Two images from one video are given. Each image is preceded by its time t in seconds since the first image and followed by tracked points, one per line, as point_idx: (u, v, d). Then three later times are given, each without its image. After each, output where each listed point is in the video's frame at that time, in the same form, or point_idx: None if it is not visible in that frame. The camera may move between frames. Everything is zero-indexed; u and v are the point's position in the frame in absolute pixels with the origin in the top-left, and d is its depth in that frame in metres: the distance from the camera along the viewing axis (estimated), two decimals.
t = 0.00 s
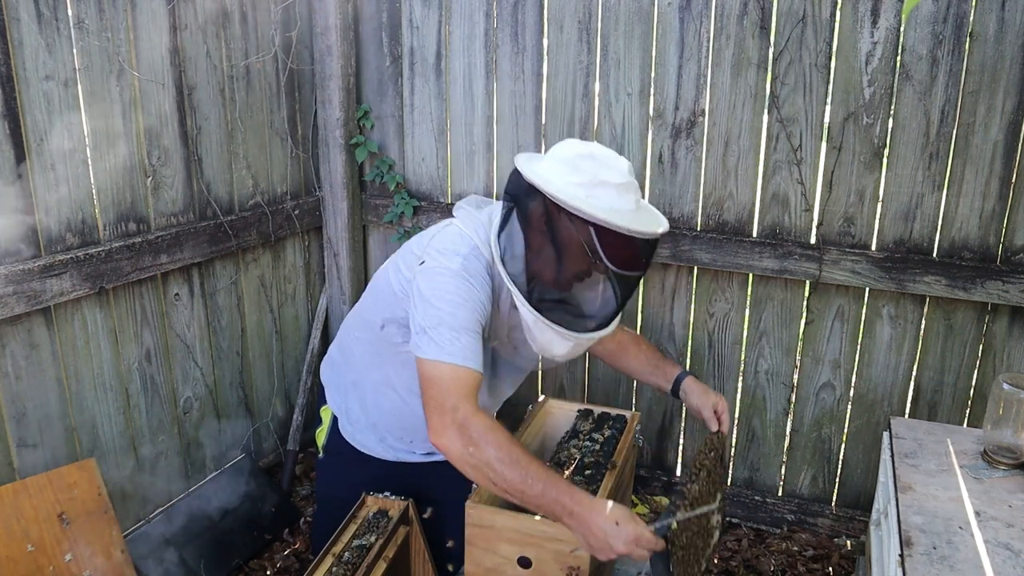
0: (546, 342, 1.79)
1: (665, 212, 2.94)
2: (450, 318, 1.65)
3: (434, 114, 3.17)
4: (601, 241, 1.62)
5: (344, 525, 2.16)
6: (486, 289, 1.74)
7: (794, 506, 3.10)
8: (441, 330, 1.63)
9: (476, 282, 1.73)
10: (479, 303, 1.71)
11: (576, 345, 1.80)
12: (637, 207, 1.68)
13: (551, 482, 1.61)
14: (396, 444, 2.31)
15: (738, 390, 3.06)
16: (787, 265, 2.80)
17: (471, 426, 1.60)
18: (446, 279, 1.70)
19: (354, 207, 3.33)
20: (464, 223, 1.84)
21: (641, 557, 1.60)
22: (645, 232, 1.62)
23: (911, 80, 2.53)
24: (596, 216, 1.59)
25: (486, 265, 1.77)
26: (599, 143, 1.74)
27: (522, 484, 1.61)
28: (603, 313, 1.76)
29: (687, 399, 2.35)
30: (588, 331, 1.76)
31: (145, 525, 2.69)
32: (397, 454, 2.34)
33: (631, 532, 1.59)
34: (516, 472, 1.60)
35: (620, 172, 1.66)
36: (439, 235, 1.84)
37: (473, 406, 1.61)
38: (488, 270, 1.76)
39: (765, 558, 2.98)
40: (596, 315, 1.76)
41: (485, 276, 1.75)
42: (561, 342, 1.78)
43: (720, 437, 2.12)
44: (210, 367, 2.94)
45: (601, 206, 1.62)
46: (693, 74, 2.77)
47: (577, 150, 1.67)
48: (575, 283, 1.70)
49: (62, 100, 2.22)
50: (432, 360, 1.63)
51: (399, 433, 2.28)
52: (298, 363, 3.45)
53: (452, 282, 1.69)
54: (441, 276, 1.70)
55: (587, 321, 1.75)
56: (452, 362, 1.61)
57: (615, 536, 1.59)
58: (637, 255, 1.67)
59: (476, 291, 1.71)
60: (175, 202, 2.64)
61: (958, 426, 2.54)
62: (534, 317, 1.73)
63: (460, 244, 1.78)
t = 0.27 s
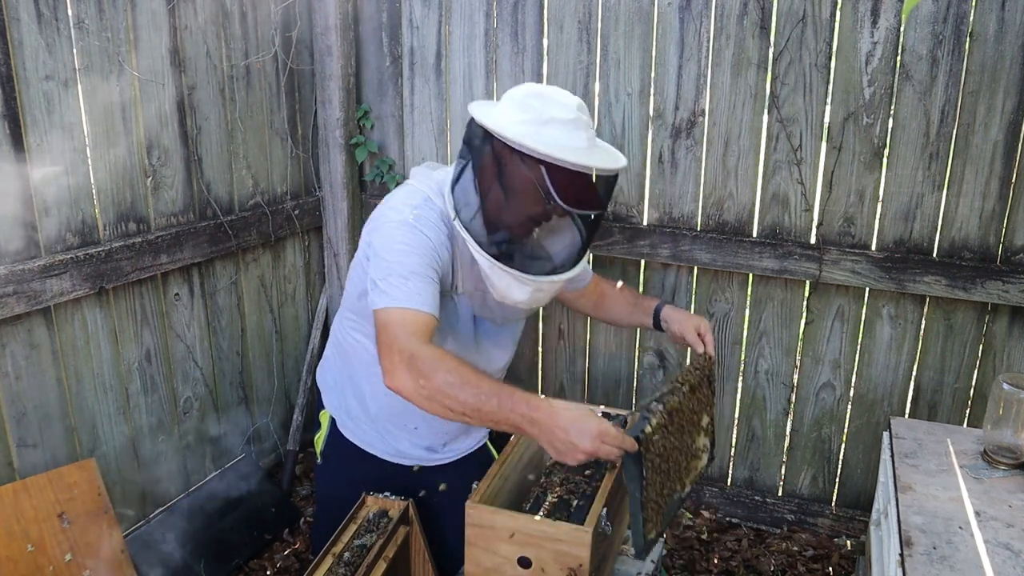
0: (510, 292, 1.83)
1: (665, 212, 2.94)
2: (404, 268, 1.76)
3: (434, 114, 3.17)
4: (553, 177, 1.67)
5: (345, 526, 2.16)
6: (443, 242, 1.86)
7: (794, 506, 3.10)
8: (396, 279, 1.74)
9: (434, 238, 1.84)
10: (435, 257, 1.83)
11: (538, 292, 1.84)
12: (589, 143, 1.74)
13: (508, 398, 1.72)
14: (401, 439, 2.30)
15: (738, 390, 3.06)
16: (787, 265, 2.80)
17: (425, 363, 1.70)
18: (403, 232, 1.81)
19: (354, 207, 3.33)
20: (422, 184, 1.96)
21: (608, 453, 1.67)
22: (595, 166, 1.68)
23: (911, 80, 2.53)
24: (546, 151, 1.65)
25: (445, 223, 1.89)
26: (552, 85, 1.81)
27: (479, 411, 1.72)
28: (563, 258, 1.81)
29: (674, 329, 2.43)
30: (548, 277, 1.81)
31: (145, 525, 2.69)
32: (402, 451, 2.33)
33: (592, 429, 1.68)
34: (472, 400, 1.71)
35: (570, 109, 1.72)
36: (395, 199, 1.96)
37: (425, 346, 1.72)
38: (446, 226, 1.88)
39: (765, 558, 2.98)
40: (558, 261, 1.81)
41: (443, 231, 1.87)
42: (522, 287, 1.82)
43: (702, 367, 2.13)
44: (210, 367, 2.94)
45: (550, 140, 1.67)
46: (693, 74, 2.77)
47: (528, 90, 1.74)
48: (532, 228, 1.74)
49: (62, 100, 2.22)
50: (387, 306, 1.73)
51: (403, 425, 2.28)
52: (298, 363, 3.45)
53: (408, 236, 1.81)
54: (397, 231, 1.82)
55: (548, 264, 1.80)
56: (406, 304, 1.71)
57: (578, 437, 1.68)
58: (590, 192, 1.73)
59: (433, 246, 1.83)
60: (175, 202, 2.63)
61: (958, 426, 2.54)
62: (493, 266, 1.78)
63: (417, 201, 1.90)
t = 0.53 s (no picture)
0: (462, 274, 1.92)
1: (665, 212, 2.94)
2: (361, 249, 1.78)
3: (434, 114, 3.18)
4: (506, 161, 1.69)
5: (345, 525, 2.15)
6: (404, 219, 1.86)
7: (794, 506, 3.10)
8: (352, 261, 1.77)
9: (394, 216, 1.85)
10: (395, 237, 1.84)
11: (488, 275, 1.93)
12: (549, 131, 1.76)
13: (454, 349, 1.73)
14: (403, 437, 2.29)
15: (738, 390, 3.06)
16: (787, 265, 2.80)
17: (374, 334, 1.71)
18: (360, 213, 1.83)
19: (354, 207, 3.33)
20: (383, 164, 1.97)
21: (555, 382, 1.63)
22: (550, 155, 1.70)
23: (911, 80, 2.54)
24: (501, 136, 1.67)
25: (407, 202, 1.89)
26: (523, 69, 1.83)
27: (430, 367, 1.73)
28: (516, 240, 1.91)
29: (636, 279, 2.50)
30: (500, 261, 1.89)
31: (145, 525, 2.69)
32: (405, 451, 2.32)
33: (536, 360, 1.66)
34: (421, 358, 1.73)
35: (533, 97, 1.75)
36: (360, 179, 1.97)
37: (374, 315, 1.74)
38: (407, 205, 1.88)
39: (765, 558, 2.98)
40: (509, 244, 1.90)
41: (404, 209, 1.87)
42: (472, 271, 1.90)
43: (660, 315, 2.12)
44: (210, 367, 2.93)
45: (507, 126, 1.70)
46: (693, 74, 2.77)
47: (493, 74, 1.77)
48: (487, 209, 1.81)
49: (62, 99, 2.22)
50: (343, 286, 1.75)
51: (403, 422, 2.27)
52: (298, 363, 3.45)
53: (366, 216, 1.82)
54: (356, 212, 1.83)
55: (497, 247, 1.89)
56: (363, 285, 1.74)
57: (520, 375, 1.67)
58: (546, 179, 1.75)
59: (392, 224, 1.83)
60: (175, 202, 2.63)
61: (958, 426, 2.54)
62: (446, 248, 1.83)
63: (376, 181, 1.91)
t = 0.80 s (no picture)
0: (444, 271, 1.92)
1: (665, 212, 2.94)
2: (331, 254, 1.80)
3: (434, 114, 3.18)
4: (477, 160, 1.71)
5: (344, 525, 2.16)
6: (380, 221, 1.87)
7: (794, 506, 3.10)
8: (320, 266, 1.80)
9: (371, 218, 1.86)
10: (370, 241, 1.85)
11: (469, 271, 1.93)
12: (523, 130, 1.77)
13: (411, 339, 1.74)
14: (399, 436, 2.29)
15: (738, 390, 3.06)
16: (787, 265, 2.80)
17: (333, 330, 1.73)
18: (335, 214, 1.84)
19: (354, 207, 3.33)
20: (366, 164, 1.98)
21: (510, 361, 1.64)
22: (523, 155, 1.70)
23: (911, 80, 2.53)
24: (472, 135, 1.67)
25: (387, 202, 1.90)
26: (502, 66, 1.84)
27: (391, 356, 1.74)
28: (497, 235, 1.91)
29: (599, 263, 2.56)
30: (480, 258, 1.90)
31: (145, 524, 2.69)
32: (401, 450, 2.32)
33: (492, 340, 1.68)
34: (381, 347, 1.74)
35: (508, 96, 1.75)
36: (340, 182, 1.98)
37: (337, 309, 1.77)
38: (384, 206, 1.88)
39: (765, 558, 2.98)
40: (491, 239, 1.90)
41: (381, 210, 1.87)
42: (452, 269, 1.91)
43: (614, 295, 2.14)
44: (210, 367, 2.94)
45: (481, 125, 1.71)
46: (693, 74, 2.77)
47: (470, 71, 1.78)
48: (468, 204, 1.81)
49: (62, 99, 2.22)
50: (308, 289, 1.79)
51: (398, 420, 2.28)
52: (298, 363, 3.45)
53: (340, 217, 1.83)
54: (331, 214, 1.84)
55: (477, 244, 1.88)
56: (327, 292, 1.77)
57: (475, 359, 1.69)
58: (519, 178, 1.76)
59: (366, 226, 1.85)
60: (175, 202, 2.63)
61: (959, 426, 2.54)
62: (424, 247, 1.83)
63: (355, 181, 1.92)
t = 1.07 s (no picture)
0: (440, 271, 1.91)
1: (665, 212, 2.94)
2: (323, 259, 1.80)
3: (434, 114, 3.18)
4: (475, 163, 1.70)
5: (344, 525, 2.16)
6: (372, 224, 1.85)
7: (794, 506, 3.10)
8: (312, 272, 1.79)
9: (366, 221, 1.85)
10: (365, 245, 1.84)
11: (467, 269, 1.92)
12: (519, 131, 1.76)
13: (401, 353, 1.79)
14: (400, 436, 2.29)
15: (738, 390, 3.06)
16: (787, 265, 2.80)
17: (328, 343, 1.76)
18: (327, 218, 1.83)
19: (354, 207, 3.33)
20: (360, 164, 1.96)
21: (495, 381, 1.69)
22: (519, 158, 1.70)
23: (911, 80, 2.53)
24: (469, 138, 1.67)
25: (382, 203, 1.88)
26: (494, 63, 1.82)
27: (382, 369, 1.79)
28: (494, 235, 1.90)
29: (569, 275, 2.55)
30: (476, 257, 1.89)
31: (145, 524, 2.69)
32: (402, 450, 2.32)
33: (478, 359, 1.73)
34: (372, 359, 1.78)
35: (505, 95, 1.74)
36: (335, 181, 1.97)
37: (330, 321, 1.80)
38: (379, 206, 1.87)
39: (765, 558, 2.98)
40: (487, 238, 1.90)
41: (376, 213, 1.86)
42: (447, 268, 1.90)
43: (590, 308, 2.17)
44: (210, 367, 2.93)
45: (476, 126, 1.70)
46: (693, 74, 2.77)
47: (465, 70, 1.76)
48: (464, 201, 1.81)
49: (62, 99, 2.22)
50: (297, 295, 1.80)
51: (398, 420, 2.27)
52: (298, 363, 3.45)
53: (333, 220, 1.82)
54: (324, 218, 1.83)
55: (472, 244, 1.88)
56: (317, 300, 1.77)
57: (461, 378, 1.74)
58: (515, 179, 1.76)
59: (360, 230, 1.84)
60: (175, 202, 2.63)
61: (958, 426, 2.54)
62: (422, 247, 1.83)
63: (350, 182, 1.90)
